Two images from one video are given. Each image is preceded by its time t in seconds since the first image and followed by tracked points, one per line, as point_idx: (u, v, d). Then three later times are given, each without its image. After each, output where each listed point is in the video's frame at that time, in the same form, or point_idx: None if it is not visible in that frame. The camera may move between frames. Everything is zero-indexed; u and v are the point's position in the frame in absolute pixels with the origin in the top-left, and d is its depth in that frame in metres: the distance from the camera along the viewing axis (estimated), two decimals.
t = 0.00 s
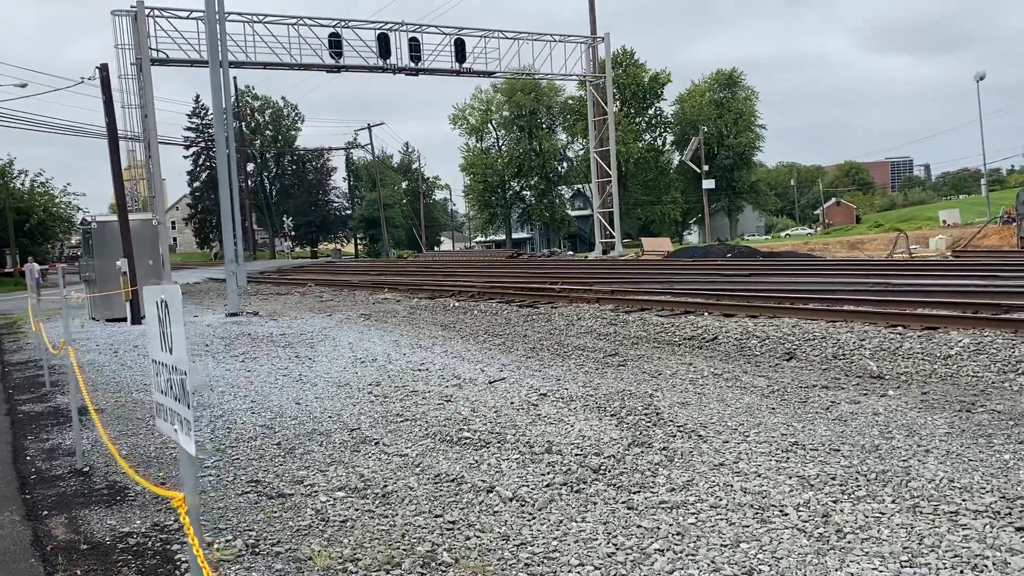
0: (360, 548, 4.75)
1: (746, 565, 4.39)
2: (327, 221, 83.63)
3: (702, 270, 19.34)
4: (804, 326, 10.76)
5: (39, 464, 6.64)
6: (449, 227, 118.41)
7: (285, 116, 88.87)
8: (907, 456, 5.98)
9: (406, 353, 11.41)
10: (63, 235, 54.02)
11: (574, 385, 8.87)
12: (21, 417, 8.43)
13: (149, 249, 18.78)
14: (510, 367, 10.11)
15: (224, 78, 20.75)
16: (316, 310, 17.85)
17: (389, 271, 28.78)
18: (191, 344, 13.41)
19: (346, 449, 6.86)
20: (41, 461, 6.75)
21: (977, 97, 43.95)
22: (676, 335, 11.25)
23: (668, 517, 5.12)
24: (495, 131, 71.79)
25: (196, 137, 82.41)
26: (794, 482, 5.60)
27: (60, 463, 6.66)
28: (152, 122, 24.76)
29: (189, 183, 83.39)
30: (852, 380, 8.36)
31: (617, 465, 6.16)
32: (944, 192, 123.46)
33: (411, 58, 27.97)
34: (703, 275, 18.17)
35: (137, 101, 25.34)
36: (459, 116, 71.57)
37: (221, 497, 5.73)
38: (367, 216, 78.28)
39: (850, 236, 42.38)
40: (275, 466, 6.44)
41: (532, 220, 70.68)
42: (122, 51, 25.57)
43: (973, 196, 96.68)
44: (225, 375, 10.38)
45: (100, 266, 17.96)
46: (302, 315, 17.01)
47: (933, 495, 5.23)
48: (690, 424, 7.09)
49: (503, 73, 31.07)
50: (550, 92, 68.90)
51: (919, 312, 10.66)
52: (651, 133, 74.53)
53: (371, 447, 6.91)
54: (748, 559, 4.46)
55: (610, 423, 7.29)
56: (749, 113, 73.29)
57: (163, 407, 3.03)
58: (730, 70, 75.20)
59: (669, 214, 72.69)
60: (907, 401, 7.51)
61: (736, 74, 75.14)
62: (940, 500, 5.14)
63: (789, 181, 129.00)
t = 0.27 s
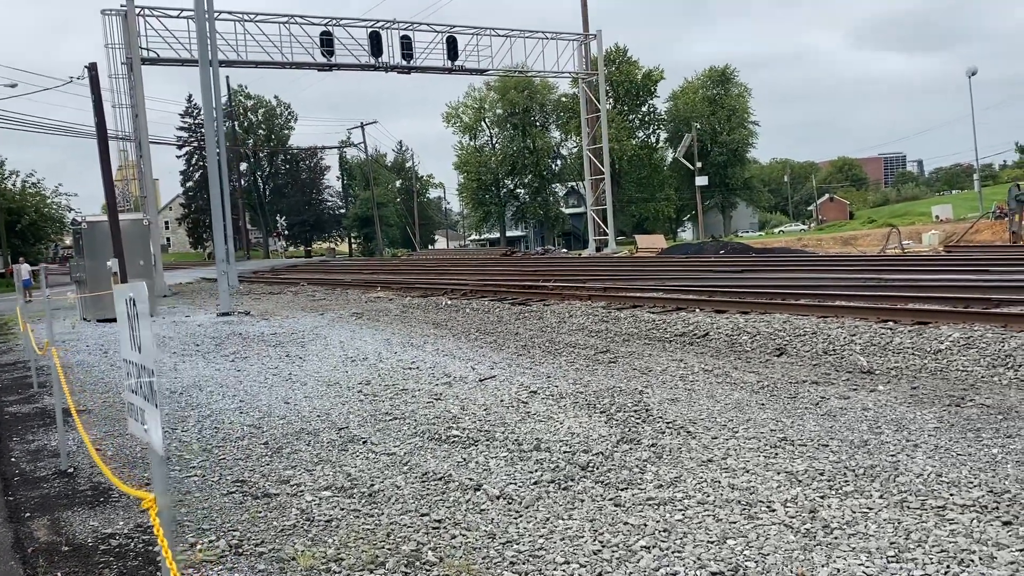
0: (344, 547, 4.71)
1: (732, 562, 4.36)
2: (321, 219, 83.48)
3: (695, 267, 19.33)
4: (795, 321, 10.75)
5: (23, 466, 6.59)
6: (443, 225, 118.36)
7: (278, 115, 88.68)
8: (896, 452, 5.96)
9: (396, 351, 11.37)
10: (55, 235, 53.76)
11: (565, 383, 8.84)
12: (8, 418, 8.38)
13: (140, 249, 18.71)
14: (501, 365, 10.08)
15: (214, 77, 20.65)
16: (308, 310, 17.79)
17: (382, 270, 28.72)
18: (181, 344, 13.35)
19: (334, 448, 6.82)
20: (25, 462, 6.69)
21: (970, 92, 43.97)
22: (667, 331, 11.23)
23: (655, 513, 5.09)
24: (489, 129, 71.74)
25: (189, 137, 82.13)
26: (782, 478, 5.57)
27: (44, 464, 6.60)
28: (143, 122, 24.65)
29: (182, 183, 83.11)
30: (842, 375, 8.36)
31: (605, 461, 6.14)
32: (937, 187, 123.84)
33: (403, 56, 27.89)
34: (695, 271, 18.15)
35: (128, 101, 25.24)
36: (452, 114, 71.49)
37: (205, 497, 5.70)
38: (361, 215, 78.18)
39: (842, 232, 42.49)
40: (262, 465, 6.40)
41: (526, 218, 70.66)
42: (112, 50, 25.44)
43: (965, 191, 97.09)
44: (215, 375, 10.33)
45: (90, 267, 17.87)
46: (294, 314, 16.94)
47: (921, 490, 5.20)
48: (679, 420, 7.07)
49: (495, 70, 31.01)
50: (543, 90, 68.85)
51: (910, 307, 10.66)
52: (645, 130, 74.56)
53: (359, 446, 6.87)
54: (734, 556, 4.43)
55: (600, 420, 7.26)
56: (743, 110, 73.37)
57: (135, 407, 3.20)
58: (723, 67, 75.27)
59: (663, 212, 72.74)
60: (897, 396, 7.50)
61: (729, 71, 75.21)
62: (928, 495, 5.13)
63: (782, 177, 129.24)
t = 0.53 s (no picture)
0: (331, 549, 4.69)
1: (720, 560, 4.35)
2: (314, 219, 83.25)
3: (687, 265, 19.33)
4: (786, 319, 10.76)
5: (10, 469, 6.55)
6: (436, 224, 118.25)
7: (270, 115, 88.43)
8: (884, 448, 5.97)
9: (387, 352, 11.34)
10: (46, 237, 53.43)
11: (555, 381, 8.84)
12: None
13: (131, 250, 18.61)
14: (492, 364, 10.06)
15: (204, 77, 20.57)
16: (300, 310, 17.73)
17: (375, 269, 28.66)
18: (172, 345, 13.29)
19: (323, 449, 6.80)
20: (12, 465, 6.65)
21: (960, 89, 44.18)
22: (658, 329, 11.22)
23: (644, 512, 5.09)
24: (481, 128, 71.69)
25: (180, 138, 81.81)
26: (770, 476, 5.57)
27: (31, 468, 6.56)
28: (133, 122, 24.54)
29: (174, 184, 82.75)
30: (831, 372, 8.38)
31: (594, 460, 6.13)
32: (928, 184, 124.25)
33: (394, 55, 27.83)
34: (688, 269, 18.16)
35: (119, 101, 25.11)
36: (444, 113, 71.39)
37: (192, 499, 5.68)
38: (354, 215, 78.02)
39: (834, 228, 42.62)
40: (250, 466, 6.37)
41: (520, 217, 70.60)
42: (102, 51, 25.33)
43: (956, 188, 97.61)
44: (205, 376, 10.29)
45: (81, 269, 17.78)
46: (286, 314, 16.89)
47: (908, 486, 5.21)
48: (669, 418, 7.07)
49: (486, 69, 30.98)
50: (535, 89, 68.79)
51: (900, 304, 10.68)
52: (637, 129, 74.62)
53: (348, 447, 6.84)
54: (721, 554, 4.43)
55: (589, 419, 7.25)
56: (735, 108, 73.47)
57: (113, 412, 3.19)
58: (715, 65, 75.36)
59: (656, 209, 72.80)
60: (886, 393, 7.51)
61: (721, 69, 75.32)
62: (915, 491, 5.13)
63: (774, 174, 129.51)
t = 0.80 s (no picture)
0: (320, 550, 4.67)
1: (710, 559, 4.35)
2: (306, 219, 83.03)
3: (680, 263, 19.35)
4: (777, 317, 10.78)
5: None
6: (429, 224, 118.21)
7: (261, 115, 88.16)
8: (875, 446, 5.98)
9: (379, 351, 11.31)
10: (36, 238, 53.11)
11: (547, 380, 8.83)
12: None
13: (122, 251, 18.51)
14: (484, 364, 10.04)
15: (194, 77, 20.46)
16: (292, 310, 17.67)
17: (367, 269, 28.58)
18: (163, 346, 13.22)
19: (313, 450, 6.76)
20: None
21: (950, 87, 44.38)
22: (650, 328, 11.22)
23: (634, 512, 5.08)
24: (474, 127, 71.64)
25: (172, 138, 81.49)
26: (761, 474, 5.57)
27: (19, 471, 6.51)
28: (124, 123, 24.41)
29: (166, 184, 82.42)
30: (823, 370, 8.39)
31: (585, 460, 6.12)
32: (919, 181, 124.80)
33: (385, 54, 27.76)
34: (680, 267, 18.17)
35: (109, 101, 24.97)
36: (437, 112, 71.32)
37: (180, 501, 5.63)
38: (346, 214, 77.87)
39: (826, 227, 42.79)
40: (240, 468, 6.34)
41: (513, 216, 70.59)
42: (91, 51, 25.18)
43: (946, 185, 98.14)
44: (195, 377, 10.23)
45: (71, 270, 17.66)
46: (277, 315, 16.83)
47: (899, 484, 5.22)
48: (660, 417, 7.06)
49: (478, 68, 30.93)
50: (528, 88, 68.76)
51: (891, 301, 10.70)
52: (630, 127, 74.71)
53: (339, 448, 6.81)
54: (712, 554, 4.42)
55: (581, 418, 7.25)
56: (727, 106, 73.61)
57: (96, 416, 3.17)
58: (707, 63, 75.48)
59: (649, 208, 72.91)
60: (877, 390, 7.52)
61: (713, 68, 75.44)
62: (905, 489, 5.14)
63: (766, 173, 129.96)
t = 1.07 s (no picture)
0: (311, 551, 4.65)
1: (703, 557, 4.34)
2: (299, 218, 82.83)
3: (672, 261, 19.37)
4: (770, 315, 10.79)
5: None
6: (423, 223, 118.10)
7: (253, 114, 87.93)
8: (867, 443, 5.99)
9: (372, 351, 11.29)
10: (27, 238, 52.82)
11: (540, 379, 8.82)
12: None
13: (113, 251, 18.42)
14: (476, 363, 10.02)
15: (185, 76, 20.37)
16: (284, 309, 17.62)
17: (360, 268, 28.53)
18: (154, 346, 13.16)
19: (305, 450, 6.74)
20: None
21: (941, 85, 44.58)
22: (643, 327, 11.23)
23: (627, 510, 5.07)
24: (467, 126, 71.58)
25: (164, 137, 81.21)
26: (753, 472, 5.57)
27: (9, 472, 6.46)
28: (114, 122, 24.29)
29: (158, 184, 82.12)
30: (815, 368, 8.41)
31: (578, 458, 6.11)
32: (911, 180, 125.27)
33: (378, 53, 27.71)
34: (673, 266, 18.19)
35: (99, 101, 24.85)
36: (430, 111, 71.25)
37: (171, 502, 5.60)
38: (339, 214, 77.75)
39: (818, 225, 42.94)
40: (231, 468, 6.31)
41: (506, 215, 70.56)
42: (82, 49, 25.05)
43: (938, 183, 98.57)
44: (187, 377, 10.18)
45: (62, 270, 17.56)
46: (270, 315, 16.78)
47: (890, 481, 5.23)
48: (653, 415, 7.06)
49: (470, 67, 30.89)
50: (521, 87, 68.71)
51: (882, 299, 10.73)
52: (623, 126, 74.81)
53: (331, 447, 6.79)
54: (704, 551, 4.42)
55: (574, 416, 7.24)
56: (720, 105, 73.73)
57: (82, 417, 3.14)
58: (700, 62, 75.57)
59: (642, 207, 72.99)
60: (869, 388, 7.54)
61: (705, 66, 75.54)
62: (897, 486, 5.15)
63: (759, 171, 130.35)
